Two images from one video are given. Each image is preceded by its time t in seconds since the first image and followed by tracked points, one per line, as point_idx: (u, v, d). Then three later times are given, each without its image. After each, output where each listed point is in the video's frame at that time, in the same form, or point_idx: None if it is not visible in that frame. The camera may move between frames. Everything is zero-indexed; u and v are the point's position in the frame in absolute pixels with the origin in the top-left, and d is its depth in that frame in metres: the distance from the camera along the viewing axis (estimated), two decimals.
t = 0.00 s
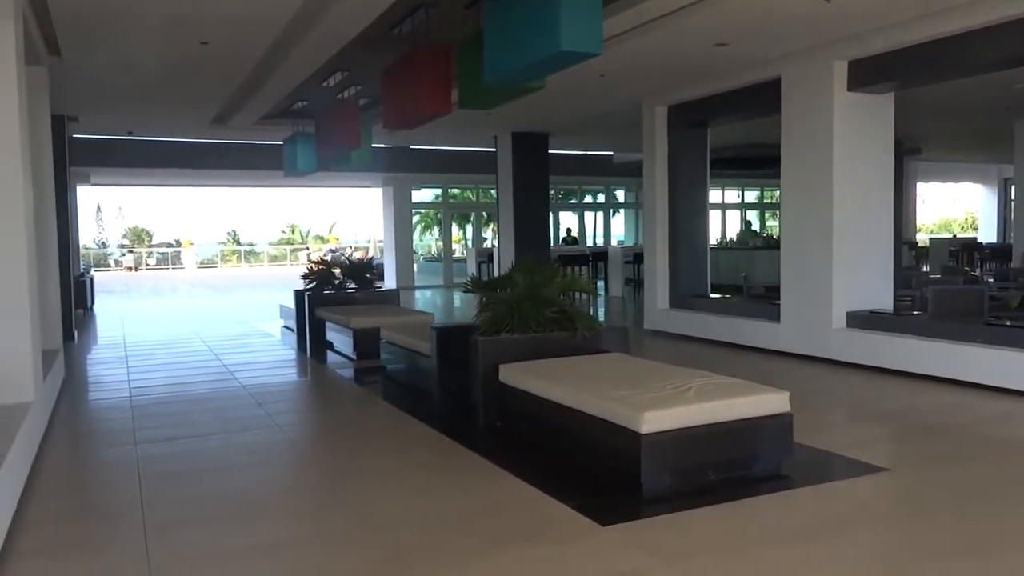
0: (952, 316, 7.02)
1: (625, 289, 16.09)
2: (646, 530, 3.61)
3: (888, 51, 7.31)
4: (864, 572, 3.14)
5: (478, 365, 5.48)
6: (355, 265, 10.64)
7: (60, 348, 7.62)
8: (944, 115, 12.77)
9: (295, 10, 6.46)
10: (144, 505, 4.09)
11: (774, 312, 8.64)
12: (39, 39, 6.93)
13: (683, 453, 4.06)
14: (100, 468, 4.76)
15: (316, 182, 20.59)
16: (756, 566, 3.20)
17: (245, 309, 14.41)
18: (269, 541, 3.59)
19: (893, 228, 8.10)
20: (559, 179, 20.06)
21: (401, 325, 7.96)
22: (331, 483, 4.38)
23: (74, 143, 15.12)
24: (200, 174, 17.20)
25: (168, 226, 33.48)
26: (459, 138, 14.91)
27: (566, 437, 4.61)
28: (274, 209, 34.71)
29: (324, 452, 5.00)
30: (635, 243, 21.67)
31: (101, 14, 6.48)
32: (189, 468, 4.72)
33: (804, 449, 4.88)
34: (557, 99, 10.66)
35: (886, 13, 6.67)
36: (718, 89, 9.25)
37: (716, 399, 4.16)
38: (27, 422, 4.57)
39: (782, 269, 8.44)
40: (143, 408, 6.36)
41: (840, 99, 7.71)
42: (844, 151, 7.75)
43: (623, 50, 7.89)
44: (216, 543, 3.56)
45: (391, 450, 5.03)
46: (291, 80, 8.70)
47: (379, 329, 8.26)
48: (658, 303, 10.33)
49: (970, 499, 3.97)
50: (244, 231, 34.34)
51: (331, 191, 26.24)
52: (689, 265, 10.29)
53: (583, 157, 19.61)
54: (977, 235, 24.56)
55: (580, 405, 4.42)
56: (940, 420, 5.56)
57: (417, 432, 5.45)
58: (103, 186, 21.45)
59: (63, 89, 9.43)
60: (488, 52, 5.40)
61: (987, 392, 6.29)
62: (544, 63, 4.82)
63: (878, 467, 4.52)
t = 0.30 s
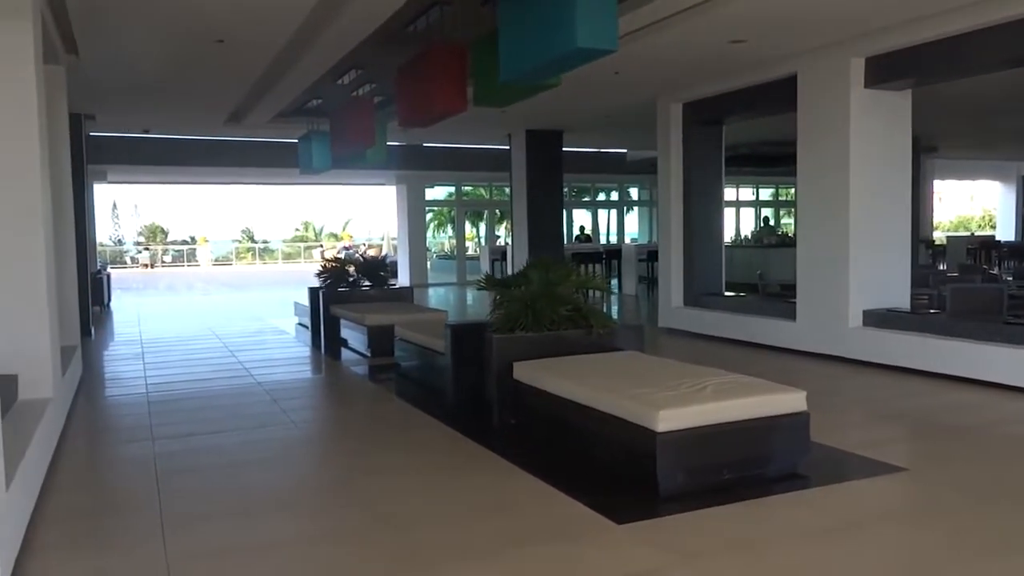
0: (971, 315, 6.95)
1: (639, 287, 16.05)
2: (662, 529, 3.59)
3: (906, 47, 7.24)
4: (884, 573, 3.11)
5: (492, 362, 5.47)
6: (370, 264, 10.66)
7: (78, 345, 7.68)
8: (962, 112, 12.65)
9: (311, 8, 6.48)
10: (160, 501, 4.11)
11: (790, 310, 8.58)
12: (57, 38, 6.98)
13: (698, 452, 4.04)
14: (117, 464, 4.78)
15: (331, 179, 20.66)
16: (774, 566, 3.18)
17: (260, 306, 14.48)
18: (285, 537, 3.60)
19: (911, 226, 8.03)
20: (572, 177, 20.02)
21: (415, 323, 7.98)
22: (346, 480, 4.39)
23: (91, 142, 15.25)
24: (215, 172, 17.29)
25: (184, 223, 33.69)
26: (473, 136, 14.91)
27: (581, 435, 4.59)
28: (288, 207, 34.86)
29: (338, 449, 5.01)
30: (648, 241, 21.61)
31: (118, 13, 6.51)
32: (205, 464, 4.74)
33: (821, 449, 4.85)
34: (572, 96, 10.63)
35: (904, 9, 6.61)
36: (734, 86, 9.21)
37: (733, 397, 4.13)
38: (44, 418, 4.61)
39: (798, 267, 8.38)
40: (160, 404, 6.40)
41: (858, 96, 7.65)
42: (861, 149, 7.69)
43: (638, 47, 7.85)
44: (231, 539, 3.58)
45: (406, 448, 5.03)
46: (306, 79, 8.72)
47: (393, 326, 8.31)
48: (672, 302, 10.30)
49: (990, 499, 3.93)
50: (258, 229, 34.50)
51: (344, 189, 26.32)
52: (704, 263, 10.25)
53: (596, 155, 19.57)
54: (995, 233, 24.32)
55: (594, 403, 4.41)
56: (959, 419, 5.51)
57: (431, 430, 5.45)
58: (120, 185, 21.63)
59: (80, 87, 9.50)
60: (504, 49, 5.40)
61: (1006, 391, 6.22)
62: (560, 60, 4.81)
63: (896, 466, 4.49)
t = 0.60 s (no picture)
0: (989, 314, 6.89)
1: (652, 285, 16.00)
2: (676, 529, 3.58)
3: (924, 44, 7.17)
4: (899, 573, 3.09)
5: (506, 360, 5.47)
6: (383, 261, 10.68)
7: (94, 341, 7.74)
8: (980, 109, 12.52)
9: (325, 6, 6.50)
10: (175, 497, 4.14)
11: (805, 309, 8.54)
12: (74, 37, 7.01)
13: (713, 451, 4.03)
14: (133, 460, 4.82)
15: (345, 177, 20.72)
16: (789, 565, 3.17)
17: (274, 303, 14.54)
18: (299, 533, 3.61)
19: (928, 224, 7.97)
20: (586, 175, 19.99)
21: (429, 321, 7.99)
22: (359, 477, 4.40)
23: (108, 141, 15.36)
24: (230, 170, 17.38)
25: (199, 220, 33.88)
26: (486, 133, 14.91)
27: (595, 433, 4.59)
28: (302, 205, 34.98)
29: (353, 446, 5.02)
30: (662, 239, 21.54)
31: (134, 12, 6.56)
32: (219, 460, 4.77)
33: (836, 448, 4.82)
34: (586, 94, 10.62)
35: (921, 5, 6.56)
36: (749, 84, 9.16)
37: (747, 396, 4.11)
38: (63, 414, 4.65)
39: (813, 265, 8.34)
40: (175, 401, 6.44)
41: (874, 93, 7.60)
42: (878, 146, 7.63)
43: (653, 44, 7.81)
44: (245, 536, 3.60)
45: (420, 445, 5.04)
46: (320, 77, 8.75)
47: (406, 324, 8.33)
48: (686, 300, 10.26)
49: (1007, 499, 3.90)
50: (272, 226, 34.65)
51: (357, 186, 26.39)
52: (718, 261, 10.21)
53: (610, 152, 19.52)
54: (1012, 232, 24.06)
55: (609, 401, 4.40)
56: (976, 418, 5.46)
57: (445, 428, 5.45)
58: (135, 182, 21.76)
59: (97, 86, 9.58)
60: (518, 47, 5.40)
61: None
62: (573, 57, 4.80)
63: (912, 466, 4.45)
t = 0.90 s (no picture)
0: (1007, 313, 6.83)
1: (666, 284, 15.96)
2: (691, 529, 3.57)
3: (943, 40, 7.11)
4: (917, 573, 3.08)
5: (521, 357, 5.47)
6: (397, 259, 10.69)
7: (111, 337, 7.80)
8: (998, 106, 12.40)
9: (341, 4, 6.52)
10: (193, 492, 4.17)
11: (821, 307, 8.49)
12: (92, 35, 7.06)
13: (729, 451, 4.01)
14: (151, 455, 4.86)
15: (359, 175, 20.76)
16: (806, 564, 3.16)
17: (288, 300, 14.60)
18: (316, 529, 3.63)
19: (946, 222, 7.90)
20: (599, 173, 19.94)
21: (443, 318, 7.98)
22: (375, 474, 4.42)
23: (124, 138, 15.47)
24: (245, 168, 17.45)
25: (213, 218, 34.05)
26: (500, 131, 14.91)
27: (610, 432, 4.58)
28: (316, 202, 35.12)
29: (368, 443, 5.04)
30: (676, 237, 21.46)
31: (152, 10, 6.60)
32: (237, 456, 4.80)
33: (852, 448, 4.80)
34: (600, 91, 10.59)
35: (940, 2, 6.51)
36: (765, 81, 9.12)
37: (763, 395, 4.10)
38: (82, 409, 4.70)
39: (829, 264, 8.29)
40: (192, 397, 6.48)
41: (892, 90, 7.54)
42: (895, 143, 7.58)
43: (669, 41, 7.78)
44: (263, 531, 3.62)
45: (435, 443, 5.05)
46: (335, 75, 8.78)
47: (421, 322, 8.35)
48: (701, 298, 10.23)
49: None
50: (286, 224, 34.81)
51: (371, 184, 26.44)
52: (733, 259, 10.17)
53: (624, 150, 19.48)
54: None
55: (624, 400, 4.39)
56: (994, 418, 5.42)
57: (459, 425, 5.46)
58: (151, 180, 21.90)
59: (114, 84, 9.64)
60: (533, 45, 5.40)
61: None
62: (588, 54, 4.79)
63: (930, 466, 4.42)
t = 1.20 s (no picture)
0: None
1: (681, 283, 15.92)
2: (709, 527, 3.56)
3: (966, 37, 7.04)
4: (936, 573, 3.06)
5: (537, 355, 5.48)
6: (412, 257, 10.73)
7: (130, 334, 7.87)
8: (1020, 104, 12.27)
9: (358, 3, 6.55)
10: (211, 488, 4.21)
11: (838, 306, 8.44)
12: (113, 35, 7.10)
13: (745, 450, 3.99)
14: (169, 451, 4.90)
15: (375, 173, 20.83)
16: (823, 564, 3.15)
17: (304, 298, 14.67)
18: (335, 526, 3.65)
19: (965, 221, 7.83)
20: (615, 171, 19.91)
21: (458, 316, 7.99)
22: (392, 471, 4.43)
23: (143, 137, 15.59)
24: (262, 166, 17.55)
25: (230, 216, 34.26)
26: (515, 130, 14.92)
27: (627, 430, 4.58)
28: (331, 200, 35.27)
29: (385, 440, 5.06)
30: (691, 235, 21.39)
31: (171, 9, 6.65)
32: (257, 452, 4.84)
33: (870, 447, 4.77)
34: (616, 89, 10.58)
35: None
36: (782, 79, 9.07)
37: (780, 396, 4.08)
38: (102, 405, 4.74)
39: (847, 263, 8.24)
40: (210, 393, 6.53)
41: (911, 87, 7.48)
42: (914, 141, 7.52)
43: (686, 38, 7.76)
44: (281, 527, 3.65)
45: (451, 440, 5.06)
46: (352, 74, 8.81)
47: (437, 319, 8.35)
48: (717, 297, 10.18)
49: None
50: (302, 222, 34.99)
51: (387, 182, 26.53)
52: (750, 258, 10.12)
53: (639, 148, 19.44)
54: None
55: (641, 398, 4.38)
56: (1014, 418, 5.37)
57: (475, 422, 5.47)
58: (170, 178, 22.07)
59: (134, 83, 9.72)
60: (551, 43, 5.39)
61: None
62: (607, 52, 4.78)
63: (949, 467, 4.39)
